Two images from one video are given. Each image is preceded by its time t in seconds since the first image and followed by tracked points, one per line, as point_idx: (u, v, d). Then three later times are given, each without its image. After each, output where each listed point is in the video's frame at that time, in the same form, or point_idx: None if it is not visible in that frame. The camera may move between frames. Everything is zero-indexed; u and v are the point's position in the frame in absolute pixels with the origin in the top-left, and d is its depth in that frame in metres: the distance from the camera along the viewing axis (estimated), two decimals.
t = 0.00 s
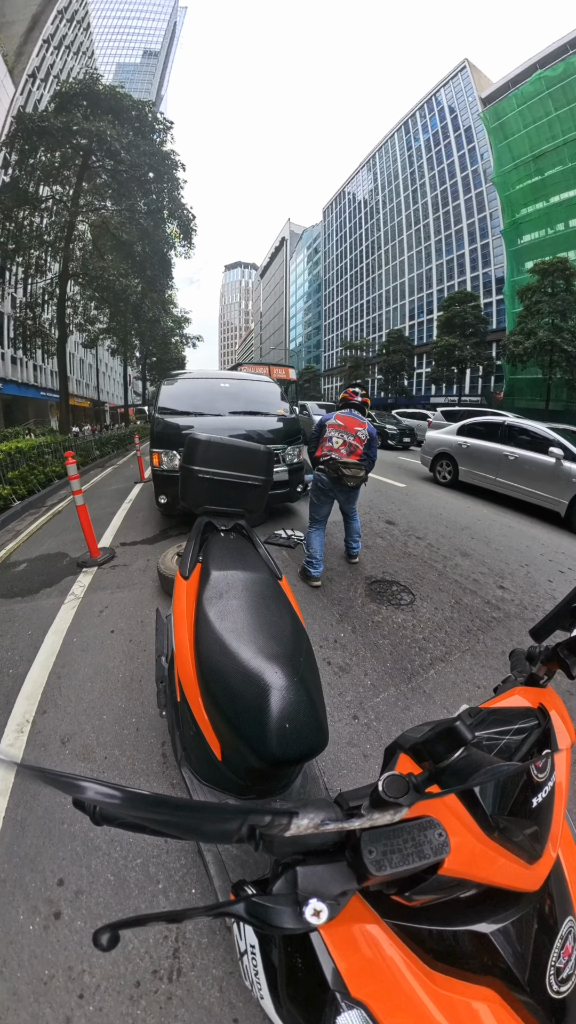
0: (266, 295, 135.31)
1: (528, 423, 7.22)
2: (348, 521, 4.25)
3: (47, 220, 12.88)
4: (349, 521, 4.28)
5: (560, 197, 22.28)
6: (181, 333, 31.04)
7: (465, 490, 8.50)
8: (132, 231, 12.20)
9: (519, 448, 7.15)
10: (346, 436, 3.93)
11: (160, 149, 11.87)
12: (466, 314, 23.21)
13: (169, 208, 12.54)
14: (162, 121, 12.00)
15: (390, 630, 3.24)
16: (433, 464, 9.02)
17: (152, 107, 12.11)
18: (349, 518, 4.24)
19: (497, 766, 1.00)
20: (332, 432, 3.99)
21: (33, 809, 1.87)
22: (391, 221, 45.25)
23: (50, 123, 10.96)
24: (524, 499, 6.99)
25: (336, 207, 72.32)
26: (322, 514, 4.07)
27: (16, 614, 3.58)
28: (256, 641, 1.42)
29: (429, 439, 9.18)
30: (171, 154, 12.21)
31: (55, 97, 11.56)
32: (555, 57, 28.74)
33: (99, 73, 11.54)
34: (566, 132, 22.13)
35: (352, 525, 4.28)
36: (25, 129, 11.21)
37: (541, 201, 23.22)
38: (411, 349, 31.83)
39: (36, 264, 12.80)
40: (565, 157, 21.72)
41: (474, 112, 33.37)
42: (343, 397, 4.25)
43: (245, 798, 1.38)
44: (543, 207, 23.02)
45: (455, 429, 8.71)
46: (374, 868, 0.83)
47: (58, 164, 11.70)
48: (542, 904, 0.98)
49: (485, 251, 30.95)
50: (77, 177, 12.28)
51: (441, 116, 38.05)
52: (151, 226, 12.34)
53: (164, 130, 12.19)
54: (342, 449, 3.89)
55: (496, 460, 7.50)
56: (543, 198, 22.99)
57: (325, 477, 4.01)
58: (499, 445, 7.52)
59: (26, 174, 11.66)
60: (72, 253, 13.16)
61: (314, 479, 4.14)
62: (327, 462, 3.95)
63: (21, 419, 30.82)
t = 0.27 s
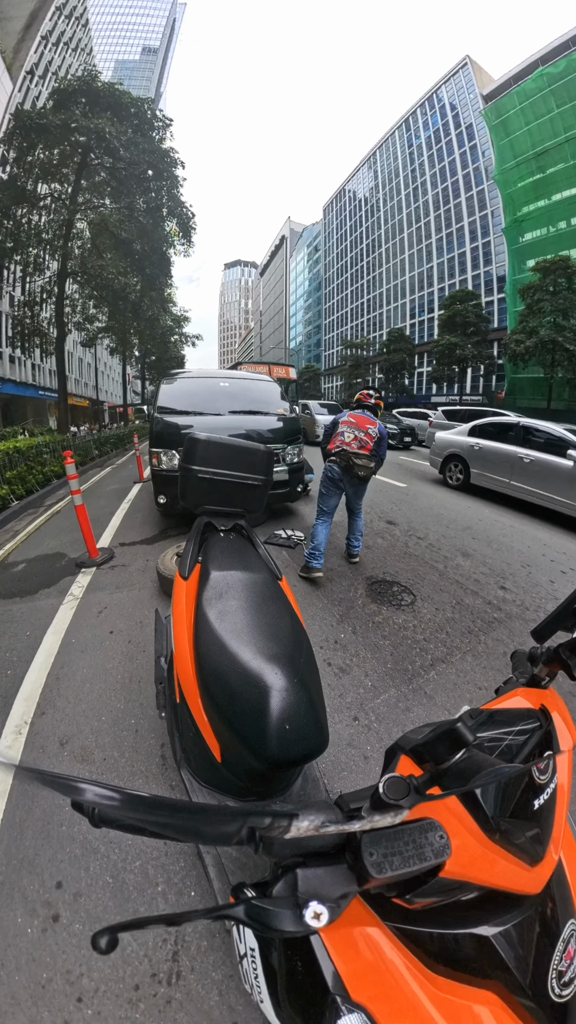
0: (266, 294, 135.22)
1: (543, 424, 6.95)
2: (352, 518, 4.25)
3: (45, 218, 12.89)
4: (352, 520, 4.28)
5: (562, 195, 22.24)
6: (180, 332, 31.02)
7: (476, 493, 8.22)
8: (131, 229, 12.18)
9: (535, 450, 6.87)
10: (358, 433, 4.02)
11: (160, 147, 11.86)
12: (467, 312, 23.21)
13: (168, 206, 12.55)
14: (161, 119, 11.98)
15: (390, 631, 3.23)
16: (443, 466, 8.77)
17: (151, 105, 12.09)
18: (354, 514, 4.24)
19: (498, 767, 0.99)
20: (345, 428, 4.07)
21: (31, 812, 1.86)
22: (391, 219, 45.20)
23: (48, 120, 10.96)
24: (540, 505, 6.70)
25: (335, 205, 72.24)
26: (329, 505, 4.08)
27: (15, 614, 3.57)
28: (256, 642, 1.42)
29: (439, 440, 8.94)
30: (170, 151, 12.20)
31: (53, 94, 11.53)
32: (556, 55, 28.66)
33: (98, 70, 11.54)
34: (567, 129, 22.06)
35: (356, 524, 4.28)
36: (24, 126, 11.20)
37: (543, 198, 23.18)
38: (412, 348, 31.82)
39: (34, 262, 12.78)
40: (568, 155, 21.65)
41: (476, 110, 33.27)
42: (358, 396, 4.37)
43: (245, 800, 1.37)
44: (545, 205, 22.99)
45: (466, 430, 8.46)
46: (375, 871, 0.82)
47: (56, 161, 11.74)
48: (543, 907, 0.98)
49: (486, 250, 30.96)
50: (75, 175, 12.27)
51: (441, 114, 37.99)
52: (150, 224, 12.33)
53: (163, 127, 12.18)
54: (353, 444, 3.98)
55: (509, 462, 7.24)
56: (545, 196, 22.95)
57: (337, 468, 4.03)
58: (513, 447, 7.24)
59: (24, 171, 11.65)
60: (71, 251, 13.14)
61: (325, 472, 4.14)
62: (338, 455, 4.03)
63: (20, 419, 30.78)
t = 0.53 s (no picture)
0: (266, 294, 135.19)
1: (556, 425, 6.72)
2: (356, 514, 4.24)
3: (43, 216, 12.87)
4: (354, 519, 4.29)
5: (564, 193, 22.22)
6: (179, 331, 31.00)
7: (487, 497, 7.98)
8: (130, 227, 12.16)
9: (549, 453, 6.64)
10: (363, 430, 4.03)
11: (159, 145, 11.91)
12: (469, 311, 23.21)
13: (167, 204, 12.58)
14: (160, 116, 12.00)
15: (391, 631, 3.23)
16: (452, 468, 8.51)
17: (150, 102, 12.09)
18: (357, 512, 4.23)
19: (499, 768, 0.99)
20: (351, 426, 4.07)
21: (29, 814, 1.85)
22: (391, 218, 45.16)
23: (47, 118, 10.97)
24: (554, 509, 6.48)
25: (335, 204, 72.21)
26: (333, 501, 4.08)
27: (13, 615, 3.56)
28: (256, 642, 1.41)
29: (448, 441, 8.66)
30: (169, 149, 12.22)
31: (52, 90, 11.51)
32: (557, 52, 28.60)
33: (97, 68, 11.56)
34: (569, 126, 22.03)
35: (358, 524, 4.28)
36: (22, 124, 11.20)
37: (545, 196, 23.16)
38: (412, 347, 31.82)
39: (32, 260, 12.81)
40: (570, 152, 21.62)
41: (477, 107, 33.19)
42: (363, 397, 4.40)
43: (244, 801, 1.36)
44: (547, 203, 22.97)
45: (476, 430, 8.18)
46: (376, 873, 0.81)
47: (55, 159, 11.76)
48: (545, 911, 0.97)
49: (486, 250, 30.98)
50: (74, 173, 12.28)
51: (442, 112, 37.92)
52: (149, 222, 12.34)
53: (163, 125, 12.19)
54: (359, 441, 3.98)
55: (522, 465, 6.98)
56: (547, 194, 22.92)
57: (343, 464, 4.02)
58: (527, 449, 7.00)
59: (22, 169, 11.65)
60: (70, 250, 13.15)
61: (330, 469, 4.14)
62: (344, 452, 4.03)
63: (18, 418, 30.79)
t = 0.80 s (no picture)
0: (266, 293, 135.09)
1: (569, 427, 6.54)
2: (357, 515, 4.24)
3: (41, 214, 12.85)
4: (355, 519, 4.29)
5: (565, 191, 22.17)
6: (179, 329, 30.97)
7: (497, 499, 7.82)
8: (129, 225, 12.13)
9: (561, 455, 6.46)
10: (367, 430, 4.02)
11: (158, 143, 11.90)
12: (470, 310, 23.20)
13: (166, 202, 12.58)
14: (159, 113, 11.98)
15: (392, 632, 3.22)
16: (460, 470, 8.36)
17: (149, 99, 12.06)
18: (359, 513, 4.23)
19: (501, 770, 0.98)
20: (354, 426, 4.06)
21: (28, 816, 1.84)
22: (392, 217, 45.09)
23: (45, 115, 10.95)
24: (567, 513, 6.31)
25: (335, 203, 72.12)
26: (335, 501, 4.07)
27: (12, 616, 3.55)
28: (256, 643, 1.40)
29: (456, 441, 8.48)
30: (168, 146, 12.20)
31: (50, 87, 11.49)
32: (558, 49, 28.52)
33: (95, 64, 11.51)
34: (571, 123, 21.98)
35: (359, 524, 4.28)
36: (20, 120, 11.17)
37: (547, 194, 23.10)
38: (413, 346, 31.79)
39: (31, 259, 12.82)
40: (571, 149, 21.58)
41: (478, 104, 33.07)
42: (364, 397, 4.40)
43: (244, 803, 1.35)
44: (549, 201, 22.92)
45: (486, 431, 7.99)
46: (376, 876, 0.81)
47: (53, 156, 11.74)
48: (547, 914, 0.96)
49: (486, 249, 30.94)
50: (72, 170, 12.27)
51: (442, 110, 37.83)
52: (148, 220, 12.31)
53: (162, 122, 12.17)
54: (362, 441, 3.96)
55: (534, 469, 6.83)
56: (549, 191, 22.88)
57: (346, 464, 4.01)
58: (538, 451, 6.83)
59: (20, 167, 11.63)
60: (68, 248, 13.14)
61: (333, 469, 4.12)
62: (347, 452, 4.01)
63: (17, 417, 30.78)
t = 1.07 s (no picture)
0: (266, 292, 135.00)
1: None
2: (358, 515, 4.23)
3: (40, 212, 12.84)
4: (357, 519, 4.28)
5: (567, 189, 22.12)
6: (178, 328, 30.94)
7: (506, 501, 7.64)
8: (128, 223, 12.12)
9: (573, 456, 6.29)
10: (367, 429, 4.02)
11: (157, 140, 11.89)
12: (471, 309, 23.19)
13: (165, 199, 12.61)
14: (158, 110, 11.99)
15: (392, 633, 3.21)
16: (468, 471, 8.17)
17: (148, 96, 12.10)
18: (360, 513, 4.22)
19: (503, 771, 0.98)
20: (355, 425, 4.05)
21: (26, 818, 1.84)
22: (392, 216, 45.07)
23: (44, 112, 10.94)
24: None
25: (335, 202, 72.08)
26: (337, 502, 4.05)
27: (10, 616, 3.54)
28: (256, 643, 1.40)
29: (462, 442, 8.30)
30: (167, 144, 12.20)
31: (49, 84, 11.51)
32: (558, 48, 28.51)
33: (94, 61, 11.51)
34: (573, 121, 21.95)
35: (360, 524, 4.27)
36: (18, 117, 11.15)
37: (548, 192, 23.05)
38: (413, 345, 31.76)
39: (29, 257, 12.85)
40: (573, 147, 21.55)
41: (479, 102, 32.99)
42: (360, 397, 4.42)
43: (244, 805, 1.35)
44: (550, 199, 22.87)
45: (494, 430, 7.79)
46: (377, 879, 0.80)
47: (51, 154, 11.74)
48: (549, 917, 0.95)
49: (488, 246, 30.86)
50: (71, 168, 12.27)
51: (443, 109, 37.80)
52: (147, 218, 12.31)
53: (161, 119, 12.18)
54: (363, 440, 3.95)
55: (544, 470, 6.65)
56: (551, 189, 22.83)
57: (349, 465, 4.00)
58: (549, 451, 6.66)
59: (18, 164, 11.62)
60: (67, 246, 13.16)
61: (334, 469, 4.10)
62: (349, 452, 4.00)
63: (16, 416, 30.74)
